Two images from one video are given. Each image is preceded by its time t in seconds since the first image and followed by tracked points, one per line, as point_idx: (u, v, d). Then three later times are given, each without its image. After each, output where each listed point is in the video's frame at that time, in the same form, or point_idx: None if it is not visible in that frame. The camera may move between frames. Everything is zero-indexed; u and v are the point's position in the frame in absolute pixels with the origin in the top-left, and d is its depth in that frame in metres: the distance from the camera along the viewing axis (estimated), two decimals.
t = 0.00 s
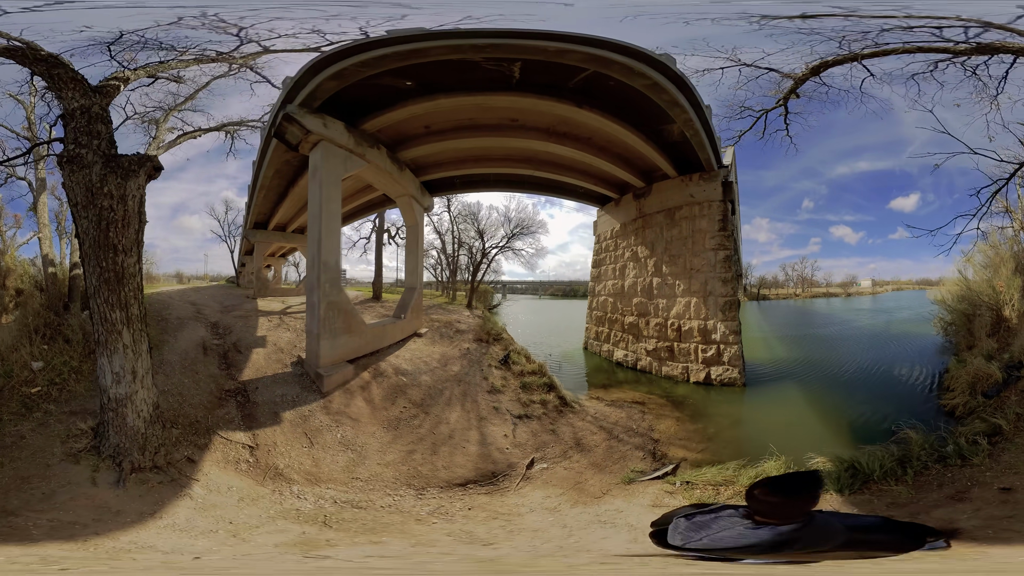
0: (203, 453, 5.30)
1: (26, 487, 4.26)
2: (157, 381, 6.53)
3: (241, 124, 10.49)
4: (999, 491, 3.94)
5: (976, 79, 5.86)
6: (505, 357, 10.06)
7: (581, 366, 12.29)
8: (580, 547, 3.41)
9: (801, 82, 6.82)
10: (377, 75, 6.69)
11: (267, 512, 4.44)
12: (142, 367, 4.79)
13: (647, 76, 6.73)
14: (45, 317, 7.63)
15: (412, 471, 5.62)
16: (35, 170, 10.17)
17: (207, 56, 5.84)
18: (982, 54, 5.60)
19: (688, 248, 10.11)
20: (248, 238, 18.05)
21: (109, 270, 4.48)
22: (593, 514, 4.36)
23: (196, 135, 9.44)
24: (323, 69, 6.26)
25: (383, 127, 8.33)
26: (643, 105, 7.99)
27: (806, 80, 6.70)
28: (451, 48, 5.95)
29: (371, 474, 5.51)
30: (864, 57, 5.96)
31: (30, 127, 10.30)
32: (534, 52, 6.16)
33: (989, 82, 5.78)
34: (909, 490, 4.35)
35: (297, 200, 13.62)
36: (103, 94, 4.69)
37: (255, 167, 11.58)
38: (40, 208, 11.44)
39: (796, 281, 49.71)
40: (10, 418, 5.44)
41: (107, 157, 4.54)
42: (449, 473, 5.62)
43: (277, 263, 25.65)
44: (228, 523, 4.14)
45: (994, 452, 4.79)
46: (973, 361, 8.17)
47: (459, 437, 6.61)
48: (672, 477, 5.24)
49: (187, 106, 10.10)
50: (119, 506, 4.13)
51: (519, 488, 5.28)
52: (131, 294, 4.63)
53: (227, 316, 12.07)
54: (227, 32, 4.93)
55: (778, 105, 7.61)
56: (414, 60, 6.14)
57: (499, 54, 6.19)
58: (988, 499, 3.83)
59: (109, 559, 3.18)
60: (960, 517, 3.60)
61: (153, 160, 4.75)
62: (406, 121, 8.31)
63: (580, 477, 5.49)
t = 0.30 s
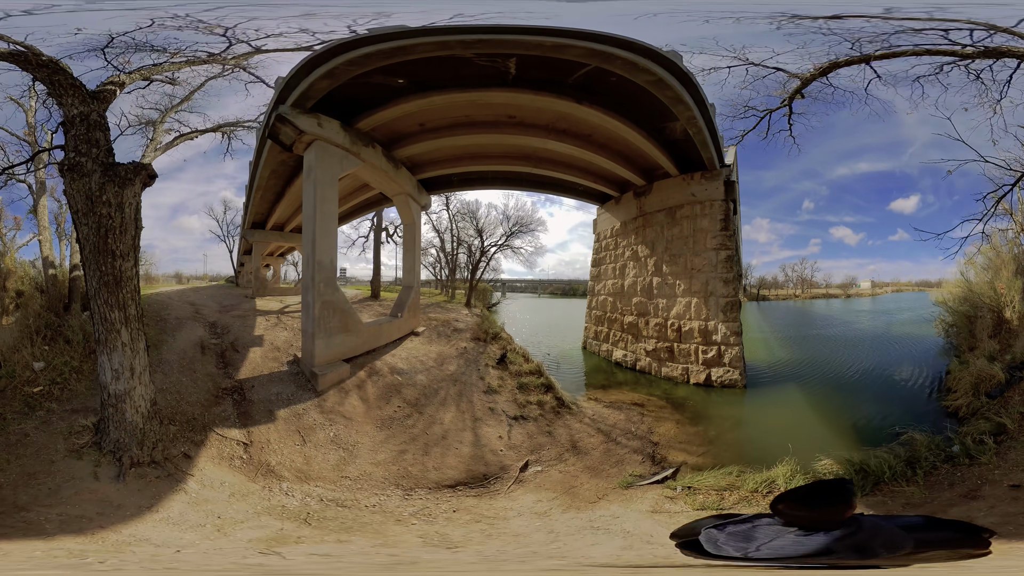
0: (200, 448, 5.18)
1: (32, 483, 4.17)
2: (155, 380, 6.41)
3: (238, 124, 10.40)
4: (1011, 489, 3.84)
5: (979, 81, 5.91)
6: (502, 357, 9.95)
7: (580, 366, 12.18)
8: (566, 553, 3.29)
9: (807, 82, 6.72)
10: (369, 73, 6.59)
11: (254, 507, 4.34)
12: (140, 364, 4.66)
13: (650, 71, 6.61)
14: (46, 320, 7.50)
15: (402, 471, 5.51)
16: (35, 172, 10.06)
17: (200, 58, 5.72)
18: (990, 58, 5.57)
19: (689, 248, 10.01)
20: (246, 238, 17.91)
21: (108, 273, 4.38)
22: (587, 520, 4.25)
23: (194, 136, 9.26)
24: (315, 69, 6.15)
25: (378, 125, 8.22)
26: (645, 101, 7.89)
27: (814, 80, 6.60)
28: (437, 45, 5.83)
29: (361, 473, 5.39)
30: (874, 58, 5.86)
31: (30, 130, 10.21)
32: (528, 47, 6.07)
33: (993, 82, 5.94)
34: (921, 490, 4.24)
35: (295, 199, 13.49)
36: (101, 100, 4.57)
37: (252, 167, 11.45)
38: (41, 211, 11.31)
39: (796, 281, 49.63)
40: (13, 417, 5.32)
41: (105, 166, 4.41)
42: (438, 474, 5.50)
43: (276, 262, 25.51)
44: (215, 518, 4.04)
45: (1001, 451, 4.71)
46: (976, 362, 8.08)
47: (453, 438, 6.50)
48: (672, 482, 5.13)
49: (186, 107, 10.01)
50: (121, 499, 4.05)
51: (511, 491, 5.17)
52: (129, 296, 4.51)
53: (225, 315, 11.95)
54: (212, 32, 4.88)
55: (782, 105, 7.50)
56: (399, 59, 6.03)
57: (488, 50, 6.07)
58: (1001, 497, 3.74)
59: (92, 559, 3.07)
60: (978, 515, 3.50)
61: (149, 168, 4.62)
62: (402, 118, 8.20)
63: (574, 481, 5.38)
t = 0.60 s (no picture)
0: (196, 446, 5.11)
1: (35, 479, 4.10)
2: (154, 379, 6.33)
3: (237, 125, 10.34)
4: (1016, 486, 3.79)
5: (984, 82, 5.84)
6: (501, 358, 9.88)
7: (580, 366, 12.12)
8: (558, 555, 3.21)
9: (810, 81, 6.66)
10: (364, 72, 6.53)
11: (246, 505, 4.28)
12: (139, 362, 4.58)
13: (649, 68, 6.53)
14: (46, 319, 7.41)
15: (394, 472, 5.43)
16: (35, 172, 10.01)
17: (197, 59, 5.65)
18: (995, 59, 5.51)
19: (689, 247, 9.95)
20: (245, 238, 17.82)
21: (107, 274, 4.31)
22: (584, 524, 4.17)
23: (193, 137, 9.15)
24: (310, 69, 6.07)
25: (376, 125, 8.15)
26: (645, 99, 7.82)
27: (817, 79, 6.54)
28: (426, 43, 5.75)
29: (354, 472, 5.32)
30: (878, 58, 5.80)
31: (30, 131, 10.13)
32: (521, 45, 6.01)
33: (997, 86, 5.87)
34: (928, 489, 4.18)
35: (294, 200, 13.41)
36: (101, 103, 4.51)
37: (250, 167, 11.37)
38: (41, 212, 11.24)
39: (796, 281, 49.58)
40: (13, 416, 5.23)
41: (105, 171, 4.34)
42: (432, 475, 5.43)
43: (275, 262, 25.43)
44: (205, 514, 3.98)
45: (1004, 449, 4.65)
46: (978, 362, 8.02)
47: (448, 439, 6.43)
48: (674, 485, 5.07)
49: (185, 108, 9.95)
50: (120, 496, 3.99)
51: (505, 494, 5.10)
52: (128, 297, 4.44)
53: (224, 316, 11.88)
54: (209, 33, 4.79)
55: (783, 105, 7.44)
56: (392, 58, 5.96)
57: (479, 47, 5.98)
58: (1008, 494, 3.69)
59: (89, 555, 3.02)
60: (987, 512, 3.44)
61: (146, 173, 4.52)
62: (399, 118, 8.14)
63: (571, 484, 5.31)
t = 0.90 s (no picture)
0: (196, 443, 5.11)
1: (41, 477, 4.10)
2: (155, 377, 6.33)
3: (237, 125, 10.34)
4: (1023, 483, 3.78)
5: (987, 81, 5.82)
6: (500, 359, 9.88)
7: (579, 367, 12.12)
8: (545, 559, 3.19)
9: (809, 79, 6.64)
10: (362, 74, 6.52)
11: (241, 501, 4.28)
12: (141, 359, 4.57)
13: (645, 67, 6.51)
14: (47, 318, 7.40)
15: (388, 472, 5.43)
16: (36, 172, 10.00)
17: (200, 59, 5.66)
18: (999, 58, 5.50)
19: (689, 247, 9.94)
20: (245, 239, 17.82)
21: (110, 274, 4.30)
22: (575, 527, 4.16)
23: (193, 136, 9.18)
24: (309, 72, 6.07)
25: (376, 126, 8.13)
26: (643, 99, 7.82)
27: (817, 78, 6.52)
28: (421, 45, 5.73)
29: (349, 471, 5.31)
30: (879, 57, 5.79)
31: (31, 130, 10.11)
32: (515, 46, 6.00)
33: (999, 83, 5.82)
34: (936, 489, 4.16)
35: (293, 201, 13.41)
36: (106, 104, 4.51)
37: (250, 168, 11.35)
38: (41, 211, 11.23)
39: (795, 281, 49.60)
40: (17, 414, 5.23)
41: (110, 172, 4.33)
42: (426, 476, 5.42)
43: (275, 263, 25.45)
44: (203, 510, 3.98)
45: (1009, 447, 4.64)
46: (980, 361, 8.01)
47: (444, 440, 6.42)
48: (674, 488, 5.06)
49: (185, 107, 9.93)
50: (122, 492, 4.00)
51: (499, 496, 5.09)
52: (131, 296, 4.43)
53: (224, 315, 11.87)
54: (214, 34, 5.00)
55: (783, 104, 7.43)
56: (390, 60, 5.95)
57: (473, 49, 5.96)
58: (1016, 493, 3.67)
59: (92, 551, 3.02)
60: (999, 511, 3.42)
61: (151, 175, 4.52)
62: (397, 120, 8.14)
63: (567, 487, 5.30)
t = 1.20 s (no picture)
0: (197, 442, 5.10)
1: (44, 477, 4.07)
2: (155, 377, 6.33)
3: (237, 126, 10.33)
4: None
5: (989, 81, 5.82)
6: (499, 358, 9.88)
7: (578, 366, 12.11)
8: (522, 559, 3.18)
9: (809, 78, 6.63)
10: (360, 75, 6.51)
11: (241, 499, 4.28)
12: (143, 359, 4.57)
13: (644, 66, 6.51)
14: (48, 318, 7.40)
15: (386, 471, 5.42)
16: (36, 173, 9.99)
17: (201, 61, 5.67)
18: (1001, 58, 5.49)
19: (688, 247, 9.93)
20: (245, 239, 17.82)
21: (112, 273, 4.30)
22: (569, 527, 4.15)
23: (193, 136, 9.17)
24: (307, 73, 6.07)
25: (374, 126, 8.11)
26: (642, 98, 7.82)
27: (818, 77, 6.51)
28: (416, 46, 5.72)
29: (346, 470, 5.31)
30: (880, 57, 5.78)
31: (31, 130, 10.10)
32: (508, 46, 6.00)
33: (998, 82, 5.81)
34: (939, 490, 4.16)
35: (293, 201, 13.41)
36: (107, 105, 4.49)
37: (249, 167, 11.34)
38: (41, 212, 11.22)
39: (795, 281, 49.66)
40: (18, 413, 5.21)
41: (112, 173, 4.32)
42: (423, 475, 5.41)
43: (274, 263, 25.48)
44: (206, 509, 3.98)
45: (1011, 447, 4.63)
46: (980, 361, 8.00)
47: (442, 440, 6.42)
48: (671, 489, 5.05)
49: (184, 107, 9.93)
50: (126, 491, 3.99)
51: (494, 495, 5.09)
52: (133, 295, 4.42)
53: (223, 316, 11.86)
54: (213, 35, 4.94)
55: (784, 104, 7.43)
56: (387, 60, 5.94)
57: (467, 48, 5.95)
58: (1020, 492, 3.66)
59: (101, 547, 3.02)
60: (1005, 511, 3.41)
61: (152, 177, 4.54)
62: (395, 120, 8.13)
63: (564, 488, 5.30)
